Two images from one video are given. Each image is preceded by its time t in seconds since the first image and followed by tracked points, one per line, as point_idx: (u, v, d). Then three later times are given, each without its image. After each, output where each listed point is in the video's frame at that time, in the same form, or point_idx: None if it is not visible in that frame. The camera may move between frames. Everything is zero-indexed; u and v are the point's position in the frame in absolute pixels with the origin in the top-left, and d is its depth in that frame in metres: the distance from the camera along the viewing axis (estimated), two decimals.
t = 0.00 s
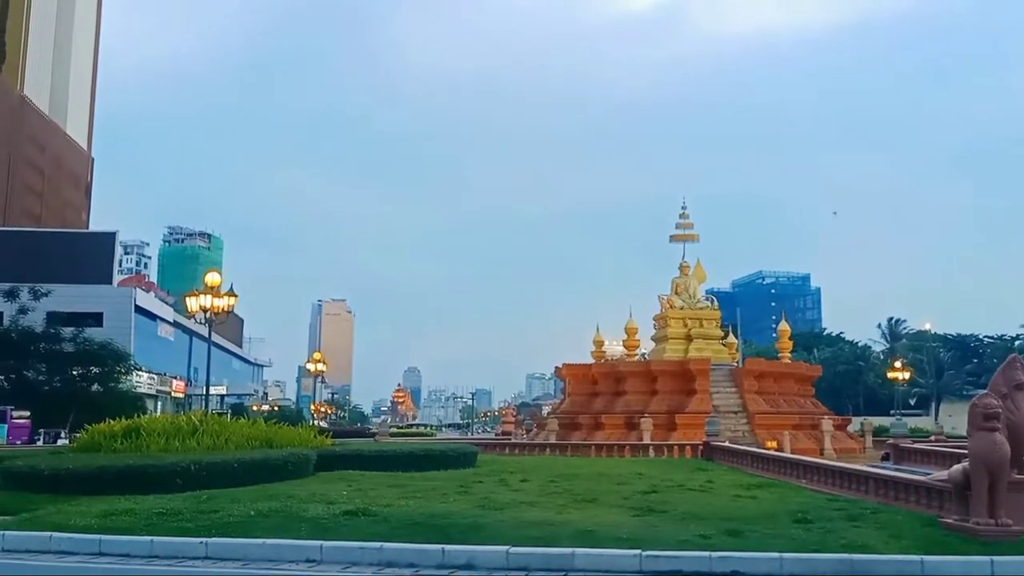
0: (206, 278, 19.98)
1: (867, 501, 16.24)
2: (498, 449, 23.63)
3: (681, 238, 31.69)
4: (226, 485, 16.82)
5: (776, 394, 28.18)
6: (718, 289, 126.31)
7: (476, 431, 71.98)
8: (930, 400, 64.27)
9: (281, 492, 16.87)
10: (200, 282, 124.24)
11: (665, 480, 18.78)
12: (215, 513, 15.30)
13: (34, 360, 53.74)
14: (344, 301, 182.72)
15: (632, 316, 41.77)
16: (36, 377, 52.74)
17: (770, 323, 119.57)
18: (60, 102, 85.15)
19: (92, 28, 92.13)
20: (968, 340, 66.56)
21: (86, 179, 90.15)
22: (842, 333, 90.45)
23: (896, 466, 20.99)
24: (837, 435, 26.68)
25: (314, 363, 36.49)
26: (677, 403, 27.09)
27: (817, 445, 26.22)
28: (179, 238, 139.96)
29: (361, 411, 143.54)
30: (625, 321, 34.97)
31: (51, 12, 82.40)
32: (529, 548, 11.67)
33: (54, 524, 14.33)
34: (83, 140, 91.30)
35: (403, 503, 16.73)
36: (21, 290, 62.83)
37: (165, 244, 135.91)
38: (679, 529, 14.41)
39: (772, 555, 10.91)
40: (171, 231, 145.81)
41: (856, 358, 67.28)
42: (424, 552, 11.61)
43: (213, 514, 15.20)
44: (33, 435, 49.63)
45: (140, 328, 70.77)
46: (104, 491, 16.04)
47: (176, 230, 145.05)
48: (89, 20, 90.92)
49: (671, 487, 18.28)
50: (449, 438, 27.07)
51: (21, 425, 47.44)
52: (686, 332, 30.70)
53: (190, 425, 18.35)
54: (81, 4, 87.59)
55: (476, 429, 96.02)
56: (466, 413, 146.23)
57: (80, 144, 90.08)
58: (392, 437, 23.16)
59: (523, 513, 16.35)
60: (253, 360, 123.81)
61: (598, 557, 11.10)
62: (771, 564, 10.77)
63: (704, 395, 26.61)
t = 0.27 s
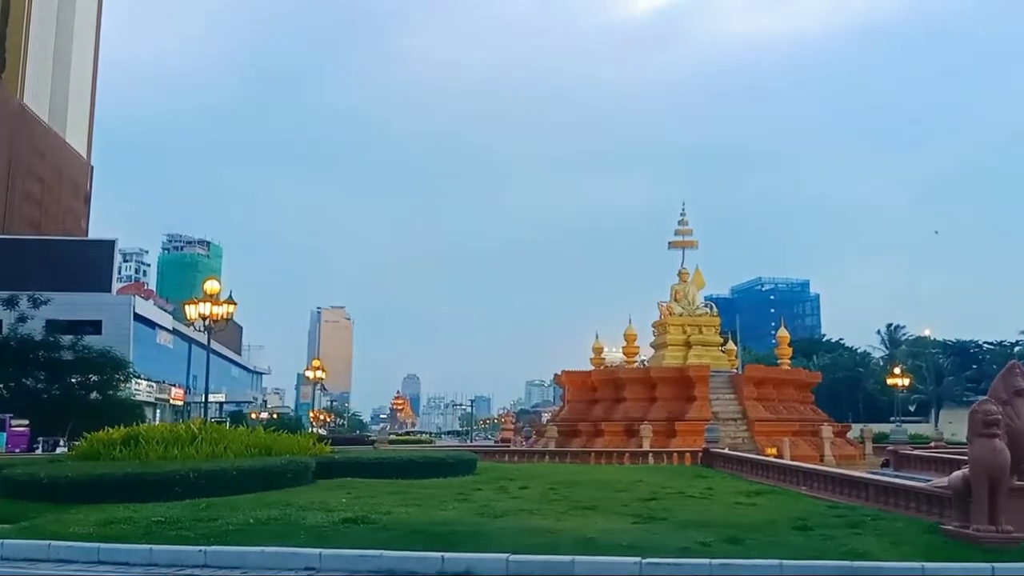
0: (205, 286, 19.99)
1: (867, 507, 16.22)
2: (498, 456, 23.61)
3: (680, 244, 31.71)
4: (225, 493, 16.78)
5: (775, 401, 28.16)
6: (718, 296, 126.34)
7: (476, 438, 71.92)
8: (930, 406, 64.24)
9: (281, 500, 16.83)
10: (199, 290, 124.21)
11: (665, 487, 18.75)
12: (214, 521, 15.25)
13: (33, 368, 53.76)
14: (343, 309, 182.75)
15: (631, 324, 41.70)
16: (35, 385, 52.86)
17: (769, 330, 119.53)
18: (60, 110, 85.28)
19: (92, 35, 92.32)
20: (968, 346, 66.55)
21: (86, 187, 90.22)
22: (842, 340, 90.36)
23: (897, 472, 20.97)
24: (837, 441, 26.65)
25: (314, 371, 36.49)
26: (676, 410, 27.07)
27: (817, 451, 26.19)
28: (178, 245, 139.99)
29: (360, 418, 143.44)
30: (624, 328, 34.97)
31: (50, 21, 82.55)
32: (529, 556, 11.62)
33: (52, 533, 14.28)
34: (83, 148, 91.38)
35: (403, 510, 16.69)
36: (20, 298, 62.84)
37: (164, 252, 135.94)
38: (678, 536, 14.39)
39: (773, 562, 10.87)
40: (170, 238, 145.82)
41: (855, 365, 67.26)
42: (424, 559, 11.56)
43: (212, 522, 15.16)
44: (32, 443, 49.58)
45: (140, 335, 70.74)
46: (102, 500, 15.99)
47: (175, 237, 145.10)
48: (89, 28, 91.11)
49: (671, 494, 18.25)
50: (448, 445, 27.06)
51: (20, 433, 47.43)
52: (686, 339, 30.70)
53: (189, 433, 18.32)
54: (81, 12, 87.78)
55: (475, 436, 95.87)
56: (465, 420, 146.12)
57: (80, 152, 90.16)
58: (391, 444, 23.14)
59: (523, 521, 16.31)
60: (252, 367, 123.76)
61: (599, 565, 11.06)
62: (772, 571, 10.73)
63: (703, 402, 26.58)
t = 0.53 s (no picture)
0: (204, 290, 19.99)
1: (866, 510, 16.21)
2: (497, 460, 23.60)
3: (679, 248, 31.75)
4: (224, 498, 16.77)
5: (775, 404, 28.17)
6: (716, 299, 126.40)
7: (474, 442, 71.87)
8: (929, 408, 64.26)
9: (280, 505, 16.81)
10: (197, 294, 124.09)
11: (664, 490, 18.75)
12: (212, 527, 15.23)
13: (32, 374, 53.73)
14: (342, 313, 182.73)
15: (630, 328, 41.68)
16: (33, 391, 52.80)
17: (767, 333, 119.51)
18: (58, 114, 85.28)
19: (91, 39, 92.39)
20: (967, 348, 66.56)
21: (84, 191, 90.28)
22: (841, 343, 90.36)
23: (897, 475, 20.95)
24: (836, 444, 26.66)
25: (313, 375, 36.45)
26: (675, 414, 27.07)
27: (816, 455, 26.20)
28: (176, 250, 139.92)
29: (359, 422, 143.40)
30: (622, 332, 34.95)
31: (49, 26, 82.61)
32: (529, 560, 11.60)
33: (51, 538, 14.24)
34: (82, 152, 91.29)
35: (402, 514, 16.68)
36: (19, 303, 62.75)
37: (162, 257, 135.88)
38: (678, 540, 14.37)
39: (772, 565, 10.85)
40: (168, 243, 145.71)
41: (854, 367, 67.24)
42: (423, 563, 11.54)
43: (210, 527, 15.12)
44: (30, 448, 49.52)
45: (138, 340, 70.71)
46: (102, 505, 15.97)
47: (173, 242, 145.06)
48: (87, 31, 91.06)
49: (670, 498, 18.25)
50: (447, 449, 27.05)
51: (19, 439, 47.40)
52: (684, 343, 30.71)
53: (188, 438, 18.30)
54: (79, 18, 87.85)
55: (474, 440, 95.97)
56: (464, 424, 146.11)
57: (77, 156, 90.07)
58: (390, 448, 23.13)
59: (521, 524, 16.30)
60: (250, 372, 123.57)
61: (600, 569, 11.03)
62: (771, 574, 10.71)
63: (702, 406, 26.59)
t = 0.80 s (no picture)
0: (203, 290, 20.00)
1: (866, 509, 16.21)
2: (497, 459, 23.62)
3: (679, 247, 31.77)
4: (224, 497, 16.77)
5: (774, 403, 28.19)
6: (716, 298, 126.41)
7: (473, 441, 71.86)
8: (929, 407, 64.28)
9: (280, 504, 16.82)
10: (197, 294, 124.06)
11: (664, 489, 18.76)
12: (212, 526, 15.25)
13: (32, 374, 53.74)
14: (341, 313, 182.71)
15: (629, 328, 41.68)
16: (32, 391, 52.88)
17: (767, 332, 119.57)
18: (57, 115, 85.25)
19: (90, 40, 92.38)
20: (967, 347, 66.57)
21: (83, 192, 90.29)
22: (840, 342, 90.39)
23: (896, 474, 20.95)
24: (835, 443, 26.69)
25: (313, 375, 36.45)
26: (674, 413, 27.09)
27: (815, 453, 26.23)
28: (176, 251, 139.90)
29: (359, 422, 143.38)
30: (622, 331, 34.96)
31: (48, 27, 82.60)
32: (528, 558, 11.60)
33: (51, 538, 14.25)
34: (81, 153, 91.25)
35: (402, 514, 16.70)
36: (19, 303, 62.76)
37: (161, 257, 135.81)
38: (678, 539, 14.38)
39: (771, 564, 10.86)
40: (167, 244, 145.64)
41: (855, 366, 67.27)
42: (423, 562, 11.55)
43: (210, 527, 15.13)
44: (30, 448, 49.51)
45: (138, 341, 70.69)
46: (102, 505, 15.98)
47: (173, 242, 145.01)
48: (87, 32, 91.01)
49: (670, 497, 18.26)
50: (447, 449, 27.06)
51: (18, 439, 47.38)
52: (684, 341, 30.74)
53: (187, 438, 18.31)
54: (78, 18, 87.84)
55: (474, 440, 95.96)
56: (464, 424, 146.12)
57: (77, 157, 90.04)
58: (390, 447, 23.14)
59: (522, 524, 16.30)
60: (250, 372, 123.53)
61: (599, 567, 11.04)
62: (770, 573, 10.72)
63: (702, 405, 26.60)
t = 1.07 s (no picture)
0: (203, 288, 19.99)
1: (866, 505, 16.22)
2: (498, 457, 23.64)
3: (679, 244, 31.77)
4: (224, 495, 16.79)
5: (774, 400, 28.20)
6: (715, 295, 126.43)
7: (473, 438, 71.88)
8: (929, 404, 64.27)
9: (280, 502, 16.83)
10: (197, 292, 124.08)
11: (664, 486, 18.78)
12: (212, 523, 15.27)
13: (32, 371, 53.75)
14: (341, 311, 182.73)
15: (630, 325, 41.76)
16: (33, 388, 52.96)
17: (767, 330, 119.65)
18: (56, 113, 85.18)
19: (89, 37, 92.30)
20: (966, 344, 66.54)
21: (83, 191, 90.26)
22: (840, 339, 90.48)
23: (896, 471, 20.97)
24: (835, 440, 26.70)
25: (313, 372, 36.45)
26: (674, 410, 27.10)
27: (815, 450, 26.25)
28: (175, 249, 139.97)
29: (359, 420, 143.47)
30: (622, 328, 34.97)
31: (47, 24, 82.53)
32: (528, 555, 11.60)
33: (52, 536, 14.26)
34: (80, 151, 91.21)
35: (402, 511, 16.71)
36: (19, 301, 62.79)
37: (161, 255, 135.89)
38: (677, 535, 14.40)
39: (771, 561, 10.86)
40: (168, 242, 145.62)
41: (855, 364, 67.30)
42: (423, 559, 11.54)
43: (210, 524, 15.15)
44: (31, 446, 49.57)
45: (138, 339, 70.70)
46: (103, 503, 16.00)
47: (173, 240, 144.99)
48: (86, 29, 90.90)
49: (670, 494, 18.27)
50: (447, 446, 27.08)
51: (19, 436, 47.42)
52: (684, 339, 30.78)
53: (187, 436, 18.32)
54: (78, 16, 87.87)
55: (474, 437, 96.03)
56: (464, 421, 146.17)
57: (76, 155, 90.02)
58: (390, 444, 23.15)
59: (521, 521, 16.31)
60: (250, 370, 123.59)
61: (599, 564, 11.04)
62: (770, 570, 10.72)
63: (701, 402, 26.62)
